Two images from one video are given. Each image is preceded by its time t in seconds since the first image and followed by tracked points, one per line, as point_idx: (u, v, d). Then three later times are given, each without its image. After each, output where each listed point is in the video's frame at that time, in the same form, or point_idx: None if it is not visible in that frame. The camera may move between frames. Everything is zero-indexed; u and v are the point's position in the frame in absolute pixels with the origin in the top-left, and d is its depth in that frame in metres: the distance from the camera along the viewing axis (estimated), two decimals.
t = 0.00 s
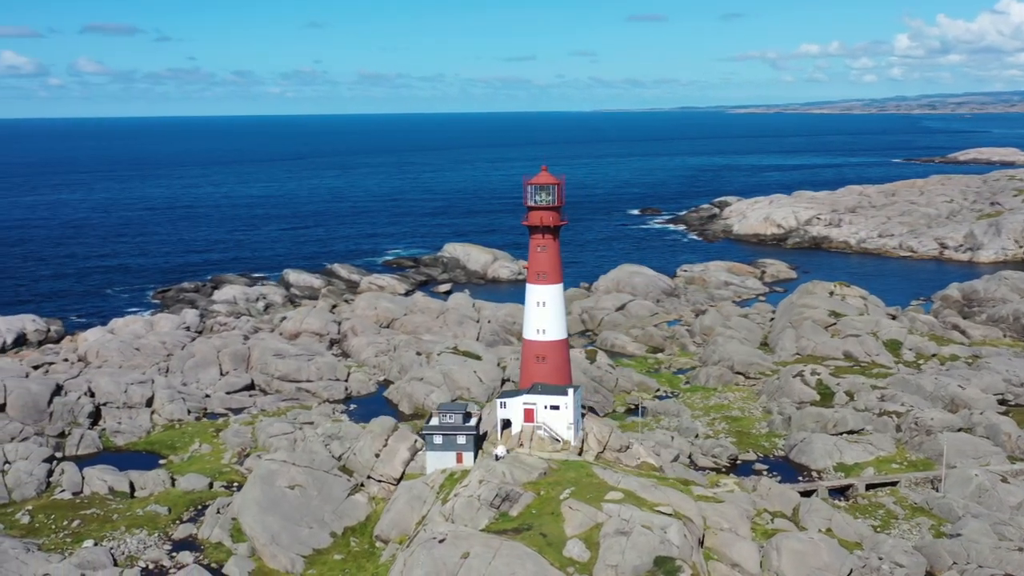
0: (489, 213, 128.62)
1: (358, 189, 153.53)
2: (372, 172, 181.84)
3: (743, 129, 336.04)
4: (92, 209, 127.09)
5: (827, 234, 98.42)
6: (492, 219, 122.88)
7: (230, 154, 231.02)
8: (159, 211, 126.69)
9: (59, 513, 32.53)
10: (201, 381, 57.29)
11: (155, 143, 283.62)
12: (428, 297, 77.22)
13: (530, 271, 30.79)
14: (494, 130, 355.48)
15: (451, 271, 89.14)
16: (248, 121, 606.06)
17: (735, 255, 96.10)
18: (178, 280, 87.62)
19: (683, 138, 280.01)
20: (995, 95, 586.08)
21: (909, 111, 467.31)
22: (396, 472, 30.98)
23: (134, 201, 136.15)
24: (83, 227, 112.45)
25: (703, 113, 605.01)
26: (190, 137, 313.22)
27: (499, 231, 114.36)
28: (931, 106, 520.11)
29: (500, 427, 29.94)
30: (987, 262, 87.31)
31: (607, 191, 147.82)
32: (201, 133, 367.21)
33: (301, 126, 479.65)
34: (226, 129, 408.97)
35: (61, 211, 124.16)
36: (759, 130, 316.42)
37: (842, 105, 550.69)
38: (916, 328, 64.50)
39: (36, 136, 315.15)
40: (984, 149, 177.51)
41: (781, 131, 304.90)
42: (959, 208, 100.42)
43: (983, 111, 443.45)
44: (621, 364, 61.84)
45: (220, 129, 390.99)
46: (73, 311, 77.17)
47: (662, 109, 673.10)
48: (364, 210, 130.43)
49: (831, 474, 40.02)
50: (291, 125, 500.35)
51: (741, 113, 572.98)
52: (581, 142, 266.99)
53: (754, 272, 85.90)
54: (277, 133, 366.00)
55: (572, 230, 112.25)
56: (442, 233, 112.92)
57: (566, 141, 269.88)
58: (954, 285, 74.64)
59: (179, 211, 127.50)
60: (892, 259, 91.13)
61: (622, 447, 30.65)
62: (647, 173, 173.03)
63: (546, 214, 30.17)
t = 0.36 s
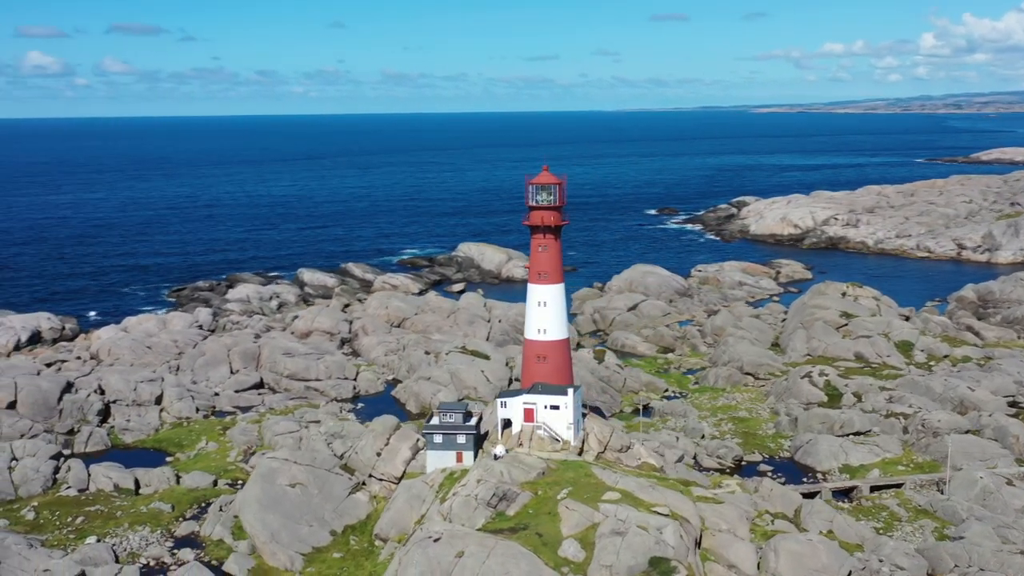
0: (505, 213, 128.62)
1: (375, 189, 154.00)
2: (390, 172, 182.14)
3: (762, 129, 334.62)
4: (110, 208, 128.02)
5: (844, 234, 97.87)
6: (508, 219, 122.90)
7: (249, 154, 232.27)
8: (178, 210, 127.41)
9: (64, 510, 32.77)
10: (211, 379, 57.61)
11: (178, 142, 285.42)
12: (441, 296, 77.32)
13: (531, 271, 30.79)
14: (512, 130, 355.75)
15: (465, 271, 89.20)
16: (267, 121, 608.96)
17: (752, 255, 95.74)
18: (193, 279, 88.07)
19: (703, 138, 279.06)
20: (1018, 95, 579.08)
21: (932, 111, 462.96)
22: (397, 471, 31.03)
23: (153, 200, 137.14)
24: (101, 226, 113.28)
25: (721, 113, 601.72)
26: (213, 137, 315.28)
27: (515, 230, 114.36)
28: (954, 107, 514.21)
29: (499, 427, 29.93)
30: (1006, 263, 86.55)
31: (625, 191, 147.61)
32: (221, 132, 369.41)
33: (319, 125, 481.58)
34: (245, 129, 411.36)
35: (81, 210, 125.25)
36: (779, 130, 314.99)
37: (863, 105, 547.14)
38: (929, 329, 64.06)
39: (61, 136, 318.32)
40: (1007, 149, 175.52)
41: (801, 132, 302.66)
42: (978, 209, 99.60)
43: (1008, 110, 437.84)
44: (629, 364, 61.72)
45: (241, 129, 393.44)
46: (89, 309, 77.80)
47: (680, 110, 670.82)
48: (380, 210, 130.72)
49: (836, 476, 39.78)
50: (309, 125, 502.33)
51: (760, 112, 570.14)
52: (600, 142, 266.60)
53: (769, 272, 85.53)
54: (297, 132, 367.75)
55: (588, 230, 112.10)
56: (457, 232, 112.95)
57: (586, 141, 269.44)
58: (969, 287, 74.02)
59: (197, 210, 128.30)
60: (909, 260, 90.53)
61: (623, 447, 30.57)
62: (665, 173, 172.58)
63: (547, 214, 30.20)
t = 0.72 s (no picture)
0: (521, 212, 128.64)
1: (392, 188, 154.36)
2: (407, 172, 182.54)
3: (781, 129, 333.19)
4: (129, 208, 129.02)
5: (861, 235, 97.31)
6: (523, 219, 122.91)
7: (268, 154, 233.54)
8: (195, 210, 128.21)
9: (69, 506, 33.05)
10: (221, 378, 57.88)
11: (201, 142, 287.45)
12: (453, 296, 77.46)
13: (533, 270, 30.75)
14: (530, 130, 356.00)
15: (479, 270, 89.29)
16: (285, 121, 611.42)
17: (767, 255, 95.33)
18: (207, 278, 88.59)
19: (722, 137, 278.12)
20: None
21: (954, 111, 458.68)
22: (398, 470, 31.12)
23: (171, 199, 138.06)
24: (119, 225, 114.17)
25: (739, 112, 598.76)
26: (235, 136, 317.28)
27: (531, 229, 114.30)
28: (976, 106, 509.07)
29: (500, 427, 29.96)
30: None
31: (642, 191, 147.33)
32: (242, 132, 371.66)
33: (336, 125, 483.41)
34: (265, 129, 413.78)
35: (100, 209, 126.30)
36: (798, 130, 313.56)
37: (884, 105, 542.71)
38: (942, 331, 63.62)
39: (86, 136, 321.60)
40: None
41: (822, 132, 300.67)
42: (998, 209, 98.70)
43: None
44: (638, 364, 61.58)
45: (260, 129, 395.75)
46: (105, 307, 78.42)
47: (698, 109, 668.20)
48: (396, 209, 131.00)
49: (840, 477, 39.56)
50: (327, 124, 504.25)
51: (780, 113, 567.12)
52: (618, 142, 266.12)
53: (784, 273, 85.20)
54: (318, 131, 369.69)
55: (604, 229, 111.96)
56: (473, 232, 113.11)
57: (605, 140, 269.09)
58: (986, 288, 73.38)
59: (215, 209, 129.06)
60: (927, 261, 89.89)
61: (623, 447, 30.51)
62: (684, 173, 172.05)
63: (548, 214, 30.18)
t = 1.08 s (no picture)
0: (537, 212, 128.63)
1: (409, 188, 154.74)
2: (424, 172, 183.00)
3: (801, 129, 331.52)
4: (148, 207, 130.08)
5: (878, 236, 96.71)
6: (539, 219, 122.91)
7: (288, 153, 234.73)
8: (213, 209, 129.04)
9: (74, 504, 33.32)
10: (230, 376, 58.15)
11: (225, 141, 289.12)
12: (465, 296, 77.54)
13: (535, 271, 30.73)
14: (548, 130, 356.18)
15: (492, 270, 89.37)
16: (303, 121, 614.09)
17: (783, 256, 94.95)
18: (222, 277, 89.09)
19: (741, 137, 276.89)
20: None
21: (979, 111, 453.51)
22: (400, 469, 31.19)
23: (190, 198, 139.11)
24: (137, 224, 115.08)
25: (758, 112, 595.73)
26: (256, 136, 318.20)
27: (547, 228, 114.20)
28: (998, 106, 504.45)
29: (500, 427, 29.99)
30: None
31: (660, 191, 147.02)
32: (261, 133, 373.83)
33: (354, 126, 484.77)
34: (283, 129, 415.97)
35: (119, 208, 127.44)
36: (818, 129, 311.82)
37: (906, 105, 537.13)
38: (955, 332, 63.18)
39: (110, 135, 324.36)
40: None
41: (843, 132, 298.74)
42: (1018, 210, 97.73)
43: None
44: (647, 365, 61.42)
45: (279, 129, 397.86)
46: (121, 306, 79.08)
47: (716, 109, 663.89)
48: (413, 209, 131.31)
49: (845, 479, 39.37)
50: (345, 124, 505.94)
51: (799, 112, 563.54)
52: (638, 141, 265.65)
53: (798, 273, 84.80)
54: (337, 131, 371.37)
55: (620, 229, 111.81)
56: (488, 232, 113.25)
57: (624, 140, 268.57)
58: (1003, 289, 72.74)
59: (233, 208, 129.83)
60: (945, 261, 89.23)
61: (624, 448, 30.45)
62: (701, 173, 171.49)
63: (549, 214, 30.13)
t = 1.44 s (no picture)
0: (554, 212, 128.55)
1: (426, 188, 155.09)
2: (442, 172, 183.32)
3: (820, 129, 329.83)
4: (166, 206, 131.03)
5: (895, 236, 96.01)
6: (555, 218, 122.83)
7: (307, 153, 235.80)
8: (231, 209, 129.72)
9: (79, 501, 33.60)
10: (240, 375, 58.41)
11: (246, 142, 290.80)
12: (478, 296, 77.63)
13: (536, 271, 30.74)
14: (565, 130, 356.23)
15: (506, 270, 89.40)
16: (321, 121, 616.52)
17: (798, 257, 94.56)
18: (237, 277, 89.57)
19: (760, 137, 275.82)
20: None
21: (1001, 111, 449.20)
22: (401, 469, 31.23)
23: (209, 198, 140.08)
24: (155, 223, 115.96)
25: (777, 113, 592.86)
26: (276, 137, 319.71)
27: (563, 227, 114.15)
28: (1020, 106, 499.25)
29: (500, 427, 30.02)
30: None
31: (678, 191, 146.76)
32: (280, 134, 375.75)
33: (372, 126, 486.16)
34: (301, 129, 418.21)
35: (139, 208, 128.55)
36: (838, 130, 310.24)
37: (927, 105, 532.19)
38: (969, 334, 62.68)
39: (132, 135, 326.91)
40: None
41: (864, 132, 296.65)
42: None
43: None
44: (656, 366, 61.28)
45: (298, 129, 399.94)
46: (137, 304, 79.71)
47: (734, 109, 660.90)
48: (430, 209, 131.63)
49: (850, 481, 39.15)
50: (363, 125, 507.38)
51: (819, 113, 559.84)
52: (657, 141, 265.01)
53: (814, 274, 84.33)
54: (356, 132, 373.00)
55: (636, 230, 111.59)
56: (504, 232, 113.30)
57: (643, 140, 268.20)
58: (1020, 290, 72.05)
59: (250, 208, 130.60)
60: (964, 263, 88.47)
61: (625, 448, 30.41)
62: (720, 173, 170.99)
63: (550, 214, 30.10)
